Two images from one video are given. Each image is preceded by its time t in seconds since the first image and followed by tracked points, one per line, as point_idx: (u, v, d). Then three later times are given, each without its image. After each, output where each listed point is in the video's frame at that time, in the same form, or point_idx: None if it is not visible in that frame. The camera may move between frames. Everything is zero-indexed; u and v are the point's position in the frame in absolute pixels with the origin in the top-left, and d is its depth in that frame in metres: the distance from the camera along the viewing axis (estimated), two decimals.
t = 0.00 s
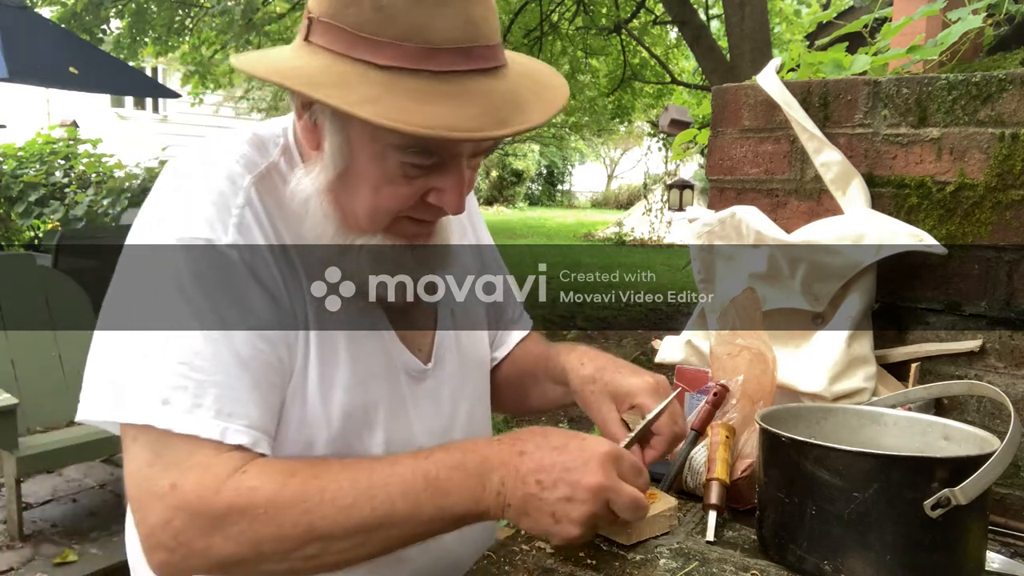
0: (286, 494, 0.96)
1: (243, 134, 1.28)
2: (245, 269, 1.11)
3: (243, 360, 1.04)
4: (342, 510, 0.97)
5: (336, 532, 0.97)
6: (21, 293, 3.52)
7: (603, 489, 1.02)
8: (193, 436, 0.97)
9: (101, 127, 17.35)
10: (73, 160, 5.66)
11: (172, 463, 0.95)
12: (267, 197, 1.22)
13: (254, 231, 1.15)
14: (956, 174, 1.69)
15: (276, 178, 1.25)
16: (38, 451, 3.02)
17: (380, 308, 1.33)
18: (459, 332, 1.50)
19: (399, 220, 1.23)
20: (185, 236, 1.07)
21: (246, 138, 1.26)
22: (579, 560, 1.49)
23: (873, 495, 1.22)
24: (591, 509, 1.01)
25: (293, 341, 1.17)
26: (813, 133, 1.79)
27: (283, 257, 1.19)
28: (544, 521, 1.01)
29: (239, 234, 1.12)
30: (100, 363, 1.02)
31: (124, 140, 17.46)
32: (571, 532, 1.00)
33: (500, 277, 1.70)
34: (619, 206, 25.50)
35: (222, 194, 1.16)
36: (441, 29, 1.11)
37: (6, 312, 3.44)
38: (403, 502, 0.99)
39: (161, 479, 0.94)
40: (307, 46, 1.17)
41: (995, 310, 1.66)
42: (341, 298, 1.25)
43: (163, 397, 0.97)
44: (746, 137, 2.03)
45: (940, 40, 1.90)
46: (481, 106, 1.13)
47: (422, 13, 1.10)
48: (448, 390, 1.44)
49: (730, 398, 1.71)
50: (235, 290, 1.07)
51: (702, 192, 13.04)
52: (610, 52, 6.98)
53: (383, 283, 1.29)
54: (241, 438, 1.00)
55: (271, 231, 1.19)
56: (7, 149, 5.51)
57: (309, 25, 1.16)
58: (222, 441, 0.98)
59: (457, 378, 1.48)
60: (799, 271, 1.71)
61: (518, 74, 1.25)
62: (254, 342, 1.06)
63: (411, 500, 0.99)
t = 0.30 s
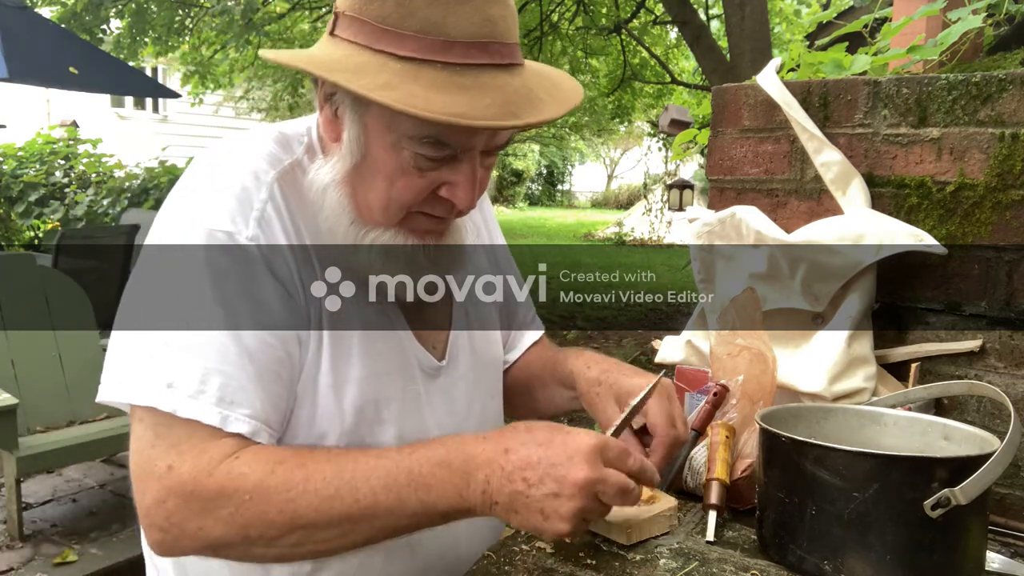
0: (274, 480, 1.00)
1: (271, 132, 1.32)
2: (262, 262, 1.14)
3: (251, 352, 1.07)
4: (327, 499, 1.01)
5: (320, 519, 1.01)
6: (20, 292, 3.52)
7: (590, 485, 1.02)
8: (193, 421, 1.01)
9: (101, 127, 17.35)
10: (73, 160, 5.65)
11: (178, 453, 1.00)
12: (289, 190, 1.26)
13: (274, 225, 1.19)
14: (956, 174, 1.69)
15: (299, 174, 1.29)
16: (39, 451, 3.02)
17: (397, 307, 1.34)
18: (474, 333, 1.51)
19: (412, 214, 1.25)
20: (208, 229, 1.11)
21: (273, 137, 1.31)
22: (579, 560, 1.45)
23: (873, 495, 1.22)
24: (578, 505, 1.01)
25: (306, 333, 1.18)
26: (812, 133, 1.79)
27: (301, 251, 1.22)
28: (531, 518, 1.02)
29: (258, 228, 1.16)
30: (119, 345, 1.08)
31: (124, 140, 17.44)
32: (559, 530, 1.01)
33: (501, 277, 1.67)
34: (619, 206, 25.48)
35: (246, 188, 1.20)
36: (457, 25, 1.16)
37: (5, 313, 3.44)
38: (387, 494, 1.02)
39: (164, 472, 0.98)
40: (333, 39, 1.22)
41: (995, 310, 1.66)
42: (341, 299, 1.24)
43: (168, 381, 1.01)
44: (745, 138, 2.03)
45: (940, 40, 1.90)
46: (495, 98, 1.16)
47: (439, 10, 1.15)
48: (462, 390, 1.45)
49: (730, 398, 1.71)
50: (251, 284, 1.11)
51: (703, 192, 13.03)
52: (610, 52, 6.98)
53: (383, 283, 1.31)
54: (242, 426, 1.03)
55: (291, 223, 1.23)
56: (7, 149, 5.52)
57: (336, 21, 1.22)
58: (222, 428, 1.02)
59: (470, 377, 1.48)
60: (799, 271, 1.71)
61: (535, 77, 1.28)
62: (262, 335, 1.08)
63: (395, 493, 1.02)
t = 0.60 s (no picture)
0: (240, 494, 0.95)
1: (281, 133, 1.33)
2: (261, 260, 1.14)
3: (240, 351, 1.05)
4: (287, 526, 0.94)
5: (275, 546, 0.94)
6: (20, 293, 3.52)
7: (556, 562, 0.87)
8: (174, 415, 1.00)
9: (101, 127, 17.35)
10: (73, 160, 5.65)
11: (174, 449, 0.99)
12: (298, 189, 1.26)
13: (277, 224, 1.19)
14: (956, 174, 1.69)
15: (308, 174, 1.29)
16: (38, 451, 3.01)
17: (403, 307, 1.34)
18: (481, 333, 1.51)
19: (425, 214, 1.27)
20: (210, 225, 1.11)
21: (283, 137, 1.31)
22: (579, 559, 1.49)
23: (873, 495, 1.22)
24: None
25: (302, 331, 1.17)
26: (812, 133, 1.79)
27: (303, 251, 1.21)
28: None
29: (260, 226, 1.16)
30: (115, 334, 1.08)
31: (124, 140, 17.44)
32: None
33: (501, 277, 1.64)
34: (619, 206, 25.47)
35: (252, 187, 1.20)
36: (477, 28, 1.17)
37: (4, 313, 3.45)
38: (345, 532, 0.93)
39: (165, 468, 0.98)
40: (349, 40, 1.22)
41: (995, 310, 1.66)
42: (341, 298, 1.23)
43: (154, 373, 1.01)
44: (745, 138, 2.03)
45: (940, 40, 1.90)
46: (514, 101, 1.16)
47: (459, 12, 1.15)
48: (467, 391, 1.44)
49: (730, 398, 1.72)
50: (246, 283, 1.11)
51: (702, 192, 13.03)
52: (610, 52, 6.98)
53: (383, 282, 1.31)
54: (222, 424, 1.01)
55: (295, 223, 1.22)
56: (7, 150, 5.52)
57: (352, 21, 1.22)
58: (202, 424, 1.00)
59: (474, 380, 1.46)
60: (799, 271, 1.71)
61: (549, 81, 1.30)
62: (252, 332, 1.07)
63: (354, 531, 0.93)
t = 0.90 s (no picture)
0: (246, 500, 0.97)
1: (282, 133, 1.32)
2: (262, 261, 1.14)
3: (242, 352, 1.06)
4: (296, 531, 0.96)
5: (282, 551, 0.96)
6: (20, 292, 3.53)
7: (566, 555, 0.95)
8: (176, 416, 1.01)
9: (101, 127, 17.36)
10: (73, 160, 5.64)
11: (178, 450, 1.00)
12: (300, 191, 1.26)
13: (277, 225, 1.18)
14: (956, 174, 1.69)
15: (308, 175, 1.29)
16: (39, 451, 3.01)
17: (404, 306, 1.34)
18: (481, 333, 1.51)
19: (432, 217, 1.28)
20: (210, 225, 1.11)
21: (282, 138, 1.31)
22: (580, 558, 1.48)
23: (874, 495, 1.22)
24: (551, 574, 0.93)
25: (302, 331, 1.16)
26: (812, 133, 1.79)
27: (304, 252, 1.21)
28: None
29: (261, 227, 1.16)
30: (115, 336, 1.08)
31: (124, 140, 17.44)
32: None
33: (501, 277, 1.65)
34: (619, 206, 25.46)
35: (252, 188, 1.20)
36: (486, 34, 1.16)
37: (4, 313, 3.45)
38: (354, 539, 0.96)
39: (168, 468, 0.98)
40: (354, 46, 1.21)
41: (995, 310, 1.66)
42: (341, 298, 1.23)
43: (155, 374, 1.01)
44: (746, 138, 2.03)
45: (940, 40, 1.90)
46: (524, 108, 1.16)
47: (467, 19, 1.15)
48: (467, 390, 1.44)
49: (730, 398, 1.72)
50: (247, 284, 1.11)
51: (703, 192, 13.04)
52: (610, 52, 6.99)
53: (383, 282, 1.30)
54: (224, 425, 1.02)
55: (297, 226, 1.22)
56: (7, 150, 5.52)
57: (356, 27, 1.21)
58: (204, 426, 1.01)
59: (474, 379, 1.46)
60: (799, 271, 1.71)
61: (555, 84, 1.30)
62: (253, 332, 1.07)
63: (362, 539, 0.96)
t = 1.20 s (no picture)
0: (279, 480, 1.00)
1: (283, 133, 1.33)
2: (271, 259, 1.15)
3: (260, 349, 1.07)
4: (334, 503, 1.00)
5: (326, 524, 1.00)
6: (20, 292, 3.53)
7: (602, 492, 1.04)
8: (199, 416, 1.01)
9: (101, 127, 17.37)
10: (73, 160, 5.65)
11: (199, 446, 1.01)
12: (302, 191, 1.26)
13: (283, 224, 1.19)
14: (956, 174, 1.69)
15: (309, 175, 1.29)
16: (39, 451, 3.02)
17: (404, 306, 1.34)
18: (480, 333, 1.51)
19: (434, 218, 1.27)
20: (217, 225, 1.11)
21: (283, 137, 1.31)
22: (579, 560, 1.46)
23: (873, 495, 1.22)
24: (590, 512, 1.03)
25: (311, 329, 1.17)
26: (812, 133, 1.79)
27: (309, 250, 1.21)
28: (546, 531, 1.03)
29: (269, 225, 1.17)
30: (125, 339, 1.07)
31: (124, 140, 17.44)
32: (574, 540, 1.03)
33: (501, 277, 1.66)
34: (619, 207, 25.45)
35: (258, 187, 1.20)
36: (490, 36, 1.17)
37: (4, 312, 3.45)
38: (392, 501, 1.01)
39: (192, 465, 0.99)
40: (357, 47, 1.21)
41: (995, 310, 1.66)
42: (341, 298, 1.22)
43: (175, 374, 1.01)
44: (746, 137, 2.03)
45: (940, 40, 1.90)
46: (527, 110, 1.16)
47: (471, 20, 1.15)
48: (467, 390, 1.44)
49: (730, 398, 1.71)
50: (260, 282, 1.11)
51: (703, 192, 13.03)
52: (610, 52, 6.99)
53: (383, 282, 1.30)
54: (246, 422, 1.03)
55: (303, 224, 1.22)
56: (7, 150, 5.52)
57: (359, 27, 1.21)
58: (227, 423, 1.02)
59: (475, 378, 1.47)
60: (799, 271, 1.71)
61: (558, 87, 1.30)
62: (269, 330, 1.08)
63: (400, 501, 1.01)
